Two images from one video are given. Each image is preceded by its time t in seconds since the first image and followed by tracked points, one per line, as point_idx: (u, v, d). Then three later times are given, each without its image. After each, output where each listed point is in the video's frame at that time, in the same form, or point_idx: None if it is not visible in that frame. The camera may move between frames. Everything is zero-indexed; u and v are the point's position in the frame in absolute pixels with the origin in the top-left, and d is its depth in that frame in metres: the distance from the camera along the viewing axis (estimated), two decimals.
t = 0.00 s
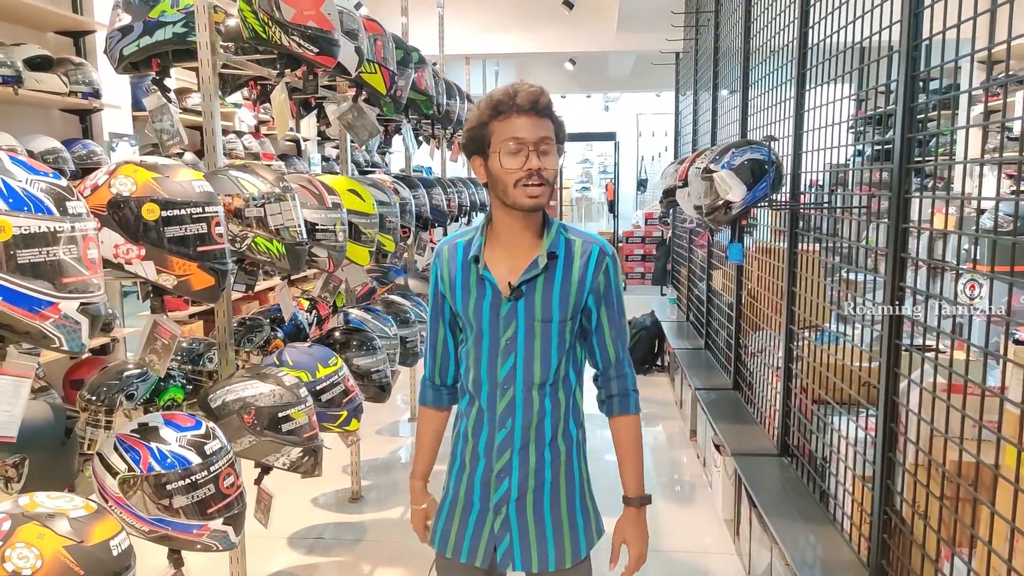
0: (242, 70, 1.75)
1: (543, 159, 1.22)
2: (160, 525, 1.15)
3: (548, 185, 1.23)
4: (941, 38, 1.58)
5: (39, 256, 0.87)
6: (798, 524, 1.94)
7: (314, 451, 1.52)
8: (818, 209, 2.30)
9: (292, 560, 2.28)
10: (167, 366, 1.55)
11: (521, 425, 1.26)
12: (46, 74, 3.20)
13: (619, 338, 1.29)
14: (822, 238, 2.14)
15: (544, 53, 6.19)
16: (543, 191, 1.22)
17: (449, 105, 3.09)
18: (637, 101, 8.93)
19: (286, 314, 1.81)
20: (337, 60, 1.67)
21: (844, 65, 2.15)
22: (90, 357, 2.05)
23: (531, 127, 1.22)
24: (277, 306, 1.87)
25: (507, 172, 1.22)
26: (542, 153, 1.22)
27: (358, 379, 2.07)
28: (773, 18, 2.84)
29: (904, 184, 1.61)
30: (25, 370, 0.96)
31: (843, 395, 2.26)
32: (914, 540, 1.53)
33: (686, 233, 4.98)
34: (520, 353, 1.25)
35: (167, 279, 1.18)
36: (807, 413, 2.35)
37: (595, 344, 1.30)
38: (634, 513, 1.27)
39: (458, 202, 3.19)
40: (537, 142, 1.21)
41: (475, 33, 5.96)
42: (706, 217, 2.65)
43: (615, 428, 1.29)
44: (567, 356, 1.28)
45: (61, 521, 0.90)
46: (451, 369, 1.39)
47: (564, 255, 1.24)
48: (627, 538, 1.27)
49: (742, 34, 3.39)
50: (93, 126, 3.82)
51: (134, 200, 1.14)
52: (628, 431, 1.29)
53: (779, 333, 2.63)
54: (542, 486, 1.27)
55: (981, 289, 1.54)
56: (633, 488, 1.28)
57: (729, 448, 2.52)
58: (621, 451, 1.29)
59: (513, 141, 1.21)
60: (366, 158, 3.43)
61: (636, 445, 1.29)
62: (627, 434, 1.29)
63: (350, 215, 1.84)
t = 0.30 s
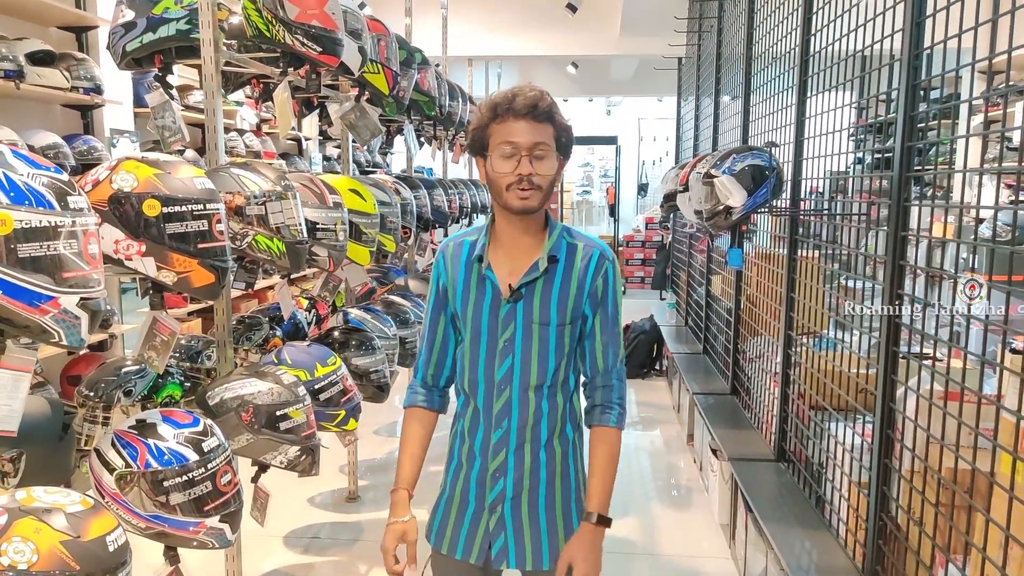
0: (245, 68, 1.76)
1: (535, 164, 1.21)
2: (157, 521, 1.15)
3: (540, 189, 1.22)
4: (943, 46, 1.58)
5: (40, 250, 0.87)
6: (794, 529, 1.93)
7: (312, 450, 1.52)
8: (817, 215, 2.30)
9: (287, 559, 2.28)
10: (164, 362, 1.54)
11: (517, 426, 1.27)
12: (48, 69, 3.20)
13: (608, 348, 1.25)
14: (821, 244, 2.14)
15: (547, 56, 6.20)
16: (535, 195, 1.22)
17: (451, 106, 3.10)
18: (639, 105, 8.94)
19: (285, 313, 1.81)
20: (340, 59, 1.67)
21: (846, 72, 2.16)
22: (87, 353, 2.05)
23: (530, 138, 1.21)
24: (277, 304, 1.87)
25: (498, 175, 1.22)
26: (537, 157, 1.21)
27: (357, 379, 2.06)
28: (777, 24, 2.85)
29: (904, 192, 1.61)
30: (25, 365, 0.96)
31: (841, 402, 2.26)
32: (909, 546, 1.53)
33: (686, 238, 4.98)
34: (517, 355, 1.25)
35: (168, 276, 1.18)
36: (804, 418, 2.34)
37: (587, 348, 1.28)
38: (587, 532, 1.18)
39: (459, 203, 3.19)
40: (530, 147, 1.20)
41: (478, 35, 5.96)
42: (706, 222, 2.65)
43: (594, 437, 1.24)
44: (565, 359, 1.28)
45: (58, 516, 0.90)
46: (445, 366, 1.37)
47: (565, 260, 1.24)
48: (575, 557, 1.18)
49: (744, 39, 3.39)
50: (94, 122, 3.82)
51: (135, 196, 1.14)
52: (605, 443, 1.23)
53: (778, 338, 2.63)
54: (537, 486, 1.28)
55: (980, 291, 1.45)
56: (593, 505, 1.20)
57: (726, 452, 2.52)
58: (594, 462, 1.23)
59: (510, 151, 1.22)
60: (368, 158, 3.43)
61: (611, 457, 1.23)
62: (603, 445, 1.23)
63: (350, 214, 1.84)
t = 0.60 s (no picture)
0: (245, 66, 1.76)
1: (536, 163, 1.21)
2: (155, 519, 1.15)
3: (542, 186, 1.22)
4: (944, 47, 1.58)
5: (40, 247, 0.87)
6: (793, 530, 1.93)
7: (310, 448, 1.51)
8: (817, 217, 2.31)
9: (286, 558, 2.28)
10: (164, 361, 1.52)
11: (517, 426, 1.27)
12: (49, 67, 3.20)
13: (605, 348, 1.24)
14: (821, 246, 2.14)
15: (548, 57, 6.20)
16: (536, 192, 1.22)
17: (452, 106, 3.10)
18: (639, 106, 8.95)
19: (285, 312, 1.81)
20: (341, 58, 1.68)
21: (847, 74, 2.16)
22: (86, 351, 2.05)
23: (530, 137, 1.21)
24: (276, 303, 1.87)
25: (498, 172, 1.21)
26: (538, 154, 1.20)
27: (356, 378, 2.06)
28: (777, 26, 2.85)
29: (903, 194, 1.61)
30: (24, 361, 0.96)
31: (839, 403, 2.26)
32: (907, 547, 1.53)
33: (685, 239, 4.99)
34: (518, 355, 1.25)
35: (167, 273, 1.18)
36: (803, 420, 2.34)
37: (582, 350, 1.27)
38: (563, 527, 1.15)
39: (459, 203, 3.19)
40: (533, 144, 1.20)
41: (479, 36, 5.97)
42: (706, 223, 2.65)
43: (584, 436, 1.21)
44: (566, 360, 1.27)
45: (57, 513, 0.90)
46: (450, 353, 1.37)
47: (567, 260, 1.24)
48: (547, 550, 1.14)
49: (745, 41, 3.40)
50: (94, 120, 3.81)
51: (135, 194, 1.15)
52: (594, 441, 1.19)
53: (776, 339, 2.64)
54: (537, 486, 1.28)
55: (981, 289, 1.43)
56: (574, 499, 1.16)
57: (725, 453, 2.52)
58: (582, 458, 1.19)
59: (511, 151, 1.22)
60: (368, 158, 3.43)
61: (601, 457, 1.19)
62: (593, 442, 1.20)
63: (350, 214, 1.84)
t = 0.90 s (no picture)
0: (243, 62, 1.75)
1: (530, 173, 1.21)
2: (153, 517, 1.14)
3: (536, 198, 1.22)
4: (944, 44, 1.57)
5: (34, 243, 0.87)
6: (791, 528, 1.93)
7: (308, 446, 1.52)
8: (816, 215, 2.31)
9: (284, 555, 2.28)
10: (162, 359, 1.56)
11: (519, 420, 1.27)
12: (46, 64, 3.20)
13: (618, 335, 1.18)
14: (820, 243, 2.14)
15: (548, 55, 6.19)
16: (529, 204, 1.23)
17: (451, 103, 3.09)
18: (639, 104, 8.94)
19: (284, 309, 1.81)
20: (339, 54, 1.67)
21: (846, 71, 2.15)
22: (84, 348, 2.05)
23: (530, 134, 1.20)
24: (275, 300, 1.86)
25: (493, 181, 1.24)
26: (532, 165, 1.21)
27: (355, 376, 2.06)
28: (777, 23, 2.84)
29: (903, 191, 1.61)
30: (20, 358, 0.96)
31: (839, 401, 2.26)
32: (906, 544, 1.53)
33: (685, 237, 4.98)
34: (520, 348, 1.26)
35: (164, 270, 1.17)
36: (802, 417, 2.34)
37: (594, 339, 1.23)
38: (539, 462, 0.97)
39: (458, 201, 3.19)
40: (528, 156, 1.20)
41: (478, 33, 5.96)
42: (706, 221, 2.65)
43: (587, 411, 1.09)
44: (570, 355, 1.27)
45: (52, 510, 0.90)
46: (451, 338, 1.42)
47: (573, 253, 1.24)
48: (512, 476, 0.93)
49: (744, 39, 3.39)
50: (92, 117, 3.81)
51: (131, 190, 1.14)
52: (599, 414, 1.07)
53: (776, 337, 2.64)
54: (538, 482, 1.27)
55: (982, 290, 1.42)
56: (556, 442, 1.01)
57: (724, 451, 2.52)
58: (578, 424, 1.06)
59: (511, 149, 1.21)
60: (366, 155, 3.43)
61: (600, 431, 1.06)
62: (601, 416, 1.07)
63: (349, 211, 1.84)
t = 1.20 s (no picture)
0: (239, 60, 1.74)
1: (528, 163, 1.21)
2: (152, 517, 1.14)
3: (534, 188, 1.22)
4: (942, 39, 1.57)
5: (29, 242, 0.86)
6: (791, 523, 1.93)
7: (307, 445, 1.52)
8: (814, 210, 2.31)
9: (284, 553, 2.28)
10: (160, 357, 1.54)
11: (516, 415, 1.27)
12: (41, 62, 3.18)
13: (600, 304, 1.14)
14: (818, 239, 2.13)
15: (545, 51, 6.18)
16: (527, 194, 1.23)
17: (448, 100, 3.08)
18: (637, 100, 8.93)
19: (282, 307, 1.80)
20: (336, 51, 1.66)
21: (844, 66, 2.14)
22: (81, 348, 2.05)
23: (531, 124, 1.20)
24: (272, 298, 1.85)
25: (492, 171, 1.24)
26: (531, 156, 1.21)
27: (353, 374, 2.06)
28: (775, 18, 2.84)
29: (902, 185, 1.60)
30: (16, 359, 0.95)
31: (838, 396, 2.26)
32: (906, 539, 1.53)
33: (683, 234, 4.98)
34: (518, 341, 1.26)
35: (161, 269, 1.17)
36: (800, 413, 2.34)
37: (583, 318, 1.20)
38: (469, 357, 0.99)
39: (456, 198, 3.18)
40: (529, 146, 1.20)
41: (475, 30, 5.94)
42: (704, 216, 2.64)
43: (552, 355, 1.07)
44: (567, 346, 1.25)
45: (50, 511, 0.89)
46: (452, 323, 1.43)
47: (572, 249, 1.24)
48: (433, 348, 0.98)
49: (742, 34, 3.38)
50: (88, 115, 3.80)
51: (127, 188, 1.13)
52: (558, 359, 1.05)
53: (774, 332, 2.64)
54: (535, 477, 1.27)
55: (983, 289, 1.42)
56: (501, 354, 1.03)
57: (722, 447, 2.52)
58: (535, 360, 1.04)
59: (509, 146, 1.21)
60: (363, 153, 3.42)
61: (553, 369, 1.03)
62: (557, 359, 1.03)
63: (347, 209, 1.83)
